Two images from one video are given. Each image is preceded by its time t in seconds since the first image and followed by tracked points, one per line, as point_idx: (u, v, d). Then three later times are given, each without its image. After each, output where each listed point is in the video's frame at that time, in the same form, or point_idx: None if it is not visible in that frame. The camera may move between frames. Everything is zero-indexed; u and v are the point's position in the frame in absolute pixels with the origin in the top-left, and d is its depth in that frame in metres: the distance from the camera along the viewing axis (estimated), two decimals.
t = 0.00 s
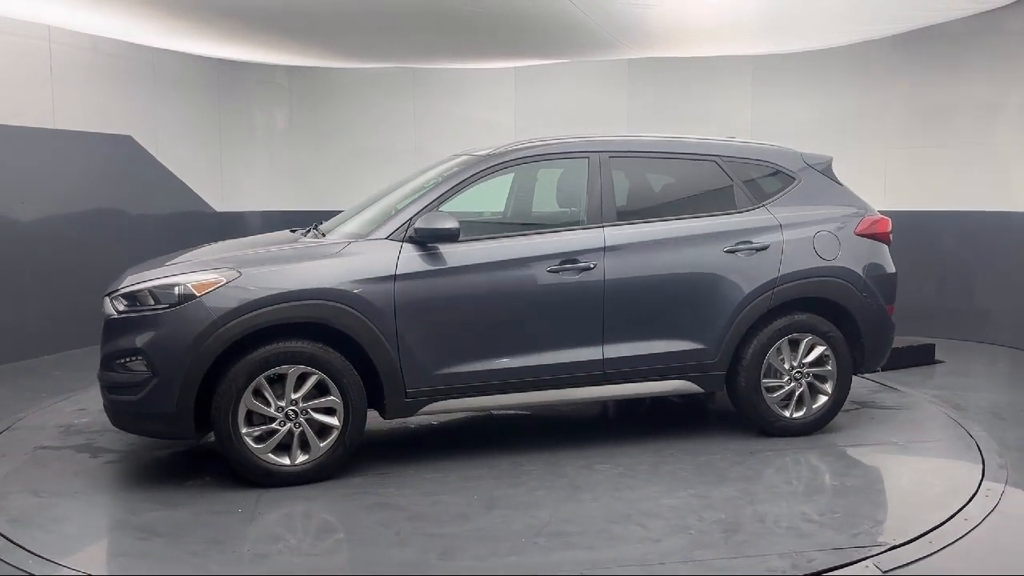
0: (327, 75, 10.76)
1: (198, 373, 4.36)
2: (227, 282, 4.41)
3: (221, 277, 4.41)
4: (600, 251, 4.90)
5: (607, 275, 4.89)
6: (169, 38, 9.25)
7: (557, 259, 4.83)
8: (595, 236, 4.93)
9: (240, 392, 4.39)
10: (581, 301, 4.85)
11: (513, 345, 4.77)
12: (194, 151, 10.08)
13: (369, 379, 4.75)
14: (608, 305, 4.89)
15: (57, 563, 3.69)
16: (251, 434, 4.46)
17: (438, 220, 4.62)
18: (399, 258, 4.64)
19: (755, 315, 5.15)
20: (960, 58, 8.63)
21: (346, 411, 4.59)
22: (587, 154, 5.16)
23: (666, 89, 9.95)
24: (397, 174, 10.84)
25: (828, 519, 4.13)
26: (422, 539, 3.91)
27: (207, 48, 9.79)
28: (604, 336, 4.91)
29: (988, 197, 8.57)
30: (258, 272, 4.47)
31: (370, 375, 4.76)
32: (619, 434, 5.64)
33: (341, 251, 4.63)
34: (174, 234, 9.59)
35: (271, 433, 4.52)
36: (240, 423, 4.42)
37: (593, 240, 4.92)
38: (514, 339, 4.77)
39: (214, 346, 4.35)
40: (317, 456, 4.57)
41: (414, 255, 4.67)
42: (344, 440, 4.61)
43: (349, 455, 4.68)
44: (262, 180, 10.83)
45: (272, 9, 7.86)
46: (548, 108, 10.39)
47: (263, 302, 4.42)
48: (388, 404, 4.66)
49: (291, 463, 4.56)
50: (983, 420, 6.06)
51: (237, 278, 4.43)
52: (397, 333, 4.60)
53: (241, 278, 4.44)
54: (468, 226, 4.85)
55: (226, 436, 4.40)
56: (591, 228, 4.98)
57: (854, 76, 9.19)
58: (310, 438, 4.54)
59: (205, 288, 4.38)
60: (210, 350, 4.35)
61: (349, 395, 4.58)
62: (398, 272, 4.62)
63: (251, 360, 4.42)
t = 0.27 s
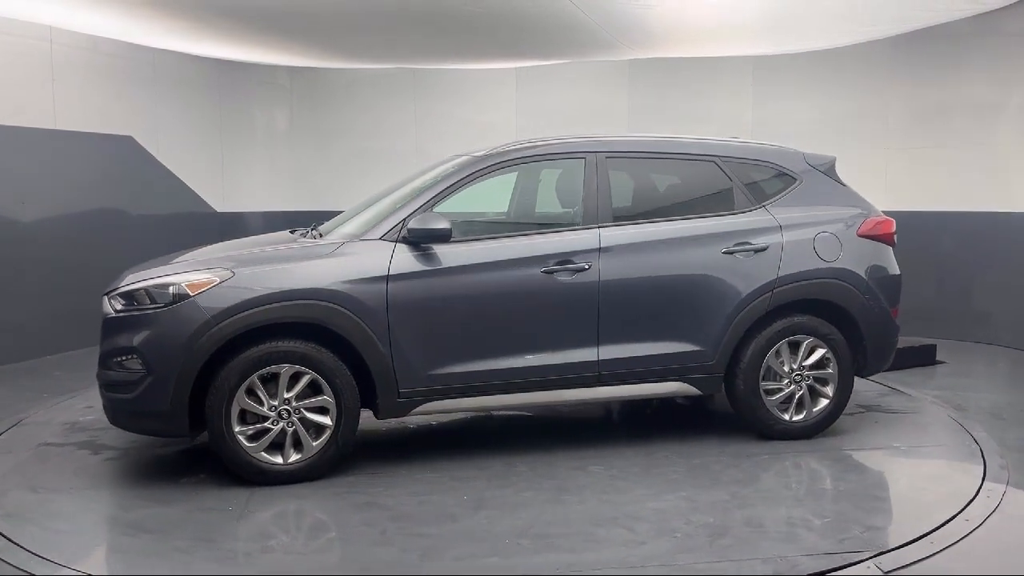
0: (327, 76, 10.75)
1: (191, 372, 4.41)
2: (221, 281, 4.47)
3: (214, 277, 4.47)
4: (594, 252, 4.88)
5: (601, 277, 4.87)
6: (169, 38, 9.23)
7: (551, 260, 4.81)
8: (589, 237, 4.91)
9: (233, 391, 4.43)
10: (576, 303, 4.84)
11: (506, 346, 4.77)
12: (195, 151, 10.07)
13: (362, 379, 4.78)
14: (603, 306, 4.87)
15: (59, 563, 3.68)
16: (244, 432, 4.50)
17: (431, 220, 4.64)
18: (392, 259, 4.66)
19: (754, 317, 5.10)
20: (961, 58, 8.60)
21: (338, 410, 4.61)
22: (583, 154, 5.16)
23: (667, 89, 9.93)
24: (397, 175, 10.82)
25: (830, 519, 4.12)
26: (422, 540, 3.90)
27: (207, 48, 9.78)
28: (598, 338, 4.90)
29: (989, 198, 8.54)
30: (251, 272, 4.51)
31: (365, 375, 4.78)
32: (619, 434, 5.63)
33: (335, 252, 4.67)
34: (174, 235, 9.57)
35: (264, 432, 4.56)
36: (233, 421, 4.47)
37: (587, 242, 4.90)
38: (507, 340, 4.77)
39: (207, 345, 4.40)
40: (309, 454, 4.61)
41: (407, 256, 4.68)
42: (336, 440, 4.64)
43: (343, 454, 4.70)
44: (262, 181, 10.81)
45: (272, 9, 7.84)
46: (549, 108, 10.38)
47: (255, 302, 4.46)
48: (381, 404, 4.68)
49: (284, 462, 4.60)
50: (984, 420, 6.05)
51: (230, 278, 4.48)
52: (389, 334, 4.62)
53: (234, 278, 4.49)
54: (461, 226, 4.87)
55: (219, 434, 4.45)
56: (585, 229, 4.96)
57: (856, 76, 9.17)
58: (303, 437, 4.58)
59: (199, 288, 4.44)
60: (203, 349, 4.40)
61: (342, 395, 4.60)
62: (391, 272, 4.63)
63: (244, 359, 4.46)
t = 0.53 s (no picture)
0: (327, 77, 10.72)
1: (184, 371, 4.44)
2: (214, 281, 4.50)
3: (208, 277, 4.50)
4: (589, 253, 4.85)
5: (595, 278, 4.84)
6: (169, 38, 9.20)
7: (545, 261, 4.79)
8: (583, 238, 4.88)
9: (225, 390, 4.46)
10: (571, 304, 4.82)
11: (499, 347, 4.77)
12: (194, 152, 10.03)
13: (356, 379, 4.79)
14: (597, 307, 4.85)
15: (58, 564, 3.66)
16: (237, 431, 4.53)
17: (424, 220, 4.64)
18: (384, 260, 4.66)
19: (751, 319, 5.05)
20: (963, 58, 8.56)
21: (330, 410, 4.63)
22: (578, 155, 5.13)
23: (668, 90, 9.89)
24: (396, 176, 10.79)
25: (831, 520, 4.09)
26: (422, 541, 3.88)
27: (206, 48, 9.75)
28: (593, 339, 4.87)
29: (991, 198, 8.51)
30: (243, 273, 4.54)
31: (358, 376, 4.79)
32: (619, 435, 5.61)
33: (328, 253, 4.68)
34: (173, 236, 9.53)
35: (257, 431, 4.59)
36: (226, 420, 4.50)
37: (580, 242, 4.87)
38: (499, 342, 4.76)
39: (200, 344, 4.43)
40: (302, 453, 4.62)
41: (400, 256, 4.69)
42: (328, 439, 4.65)
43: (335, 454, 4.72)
44: (262, 183, 10.77)
45: (271, 9, 7.81)
46: (549, 109, 10.34)
47: (248, 302, 4.48)
48: (373, 404, 4.69)
49: (276, 461, 4.62)
50: (986, 421, 6.02)
51: (223, 278, 4.51)
52: (381, 335, 4.63)
53: (227, 278, 4.51)
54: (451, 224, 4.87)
55: (212, 432, 4.48)
56: (580, 229, 4.93)
57: (857, 77, 9.13)
58: (295, 436, 4.60)
59: (192, 288, 4.47)
60: (196, 348, 4.43)
61: (334, 395, 4.62)
62: (383, 272, 4.64)
63: (237, 359, 4.49)
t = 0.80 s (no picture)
0: (327, 78, 10.71)
1: (178, 370, 4.50)
2: (207, 281, 4.54)
3: (201, 277, 4.55)
4: (583, 255, 4.83)
5: (589, 280, 4.82)
6: (169, 39, 9.18)
7: (538, 262, 4.77)
8: (577, 240, 4.86)
9: (218, 389, 4.51)
10: (565, 305, 4.80)
11: (494, 347, 4.75)
12: (195, 152, 10.02)
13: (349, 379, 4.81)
14: (591, 308, 4.83)
15: (57, 564, 3.65)
16: (230, 430, 4.57)
17: (416, 220, 4.64)
18: (376, 261, 4.67)
19: (748, 320, 4.99)
20: (965, 58, 8.52)
21: (323, 410, 4.65)
22: (574, 156, 5.11)
23: (669, 90, 9.86)
24: (396, 177, 10.77)
25: (831, 521, 4.07)
26: (420, 542, 3.87)
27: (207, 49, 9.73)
28: (587, 340, 4.85)
29: (993, 198, 8.48)
30: (237, 273, 4.57)
31: (352, 376, 4.81)
32: (619, 436, 5.60)
33: (322, 253, 4.70)
34: (174, 238, 9.50)
35: (250, 430, 4.62)
36: (219, 419, 4.54)
37: (574, 244, 4.84)
38: (493, 342, 4.75)
39: (193, 344, 4.48)
40: (295, 453, 4.65)
41: (393, 257, 4.70)
42: (321, 439, 4.67)
43: (329, 453, 4.73)
44: (262, 184, 10.76)
45: (270, 9, 7.80)
46: (550, 110, 10.32)
47: (240, 303, 4.52)
48: (365, 404, 4.70)
49: (269, 460, 4.64)
50: (987, 421, 6.00)
51: (216, 278, 4.55)
52: (374, 334, 4.63)
53: (220, 278, 4.56)
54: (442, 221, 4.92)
55: (206, 431, 4.53)
56: (574, 230, 4.92)
57: (858, 77, 9.11)
58: (288, 435, 4.63)
59: (186, 288, 4.52)
60: (190, 348, 4.48)
61: (327, 395, 4.64)
62: (375, 273, 4.65)
63: (230, 358, 4.53)
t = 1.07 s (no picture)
0: (328, 79, 10.70)
1: (172, 369, 4.53)
2: (202, 281, 4.58)
3: (196, 276, 4.59)
4: (576, 257, 4.81)
5: (582, 280, 4.80)
6: (170, 40, 9.16)
7: (531, 262, 4.76)
8: (570, 240, 4.84)
9: (212, 388, 4.54)
10: (560, 306, 4.79)
11: (489, 348, 4.76)
12: (195, 153, 10.01)
13: (342, 379, 4.82)
14: (585, 309, 4.81)
15: (57, 564, 3.65)
16: (224, 428, 4.60)
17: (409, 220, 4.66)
18: (369, 262, 4.68)
19: (744, 321, 4.96)
20: (965, 58, 8.51)
21: (316, 409, 4.66)
22: (569, 156, 5.10)
23: (670, 90, 9.84)
24: (396, 178, 10.76)
25: (831, 521, 4.06)
26: (420, 542, 3.86)
27: (207, 50, 9.70)
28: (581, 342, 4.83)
29: (994, 199, 8.47)
30: (231, 273, 4.61)
31: (346, 376, 4.82)
32: (619, 436, 5.59)
33: (315, 253, 4.73)
34: (174, 239, 9.48)
35: (244, 429, 4.65)
36: (213, 417, 4.57)
37: (568, 244, 4.83)
38: (486, 343, 4.75)
39: (187, 343, 4.51)
40: (288, 451, 4.66)
41: (386, 257, 4.71)
42: (314, 438, 4.69)
43: (322, 452, 4.74)
44: (263, 184, 10.74)
45: (272, 10, 7.78)
46: (550, 110, 10.31)
47: (233, 302, 4.55)
48: (358, 403, 4.71)
49: (262, 458, 4.66)
50: (988, 421, 5.98)
51: (211, 278, 4.60)
52: (366, 334, 4.65)
53: (215, 278, 4.60)
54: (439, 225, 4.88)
55: (200, 429, 4.56)
56: (568, 230, 4.90)
57: (859, 77, 9.08)
58: (281, 434, 4.64)
59: (181, 287, 4.56)
60: (183, 346, 4.52)
61: (319, 395, 4.65)
62: (368, 273, 4.66)
63: (224, 357, 4.56)
